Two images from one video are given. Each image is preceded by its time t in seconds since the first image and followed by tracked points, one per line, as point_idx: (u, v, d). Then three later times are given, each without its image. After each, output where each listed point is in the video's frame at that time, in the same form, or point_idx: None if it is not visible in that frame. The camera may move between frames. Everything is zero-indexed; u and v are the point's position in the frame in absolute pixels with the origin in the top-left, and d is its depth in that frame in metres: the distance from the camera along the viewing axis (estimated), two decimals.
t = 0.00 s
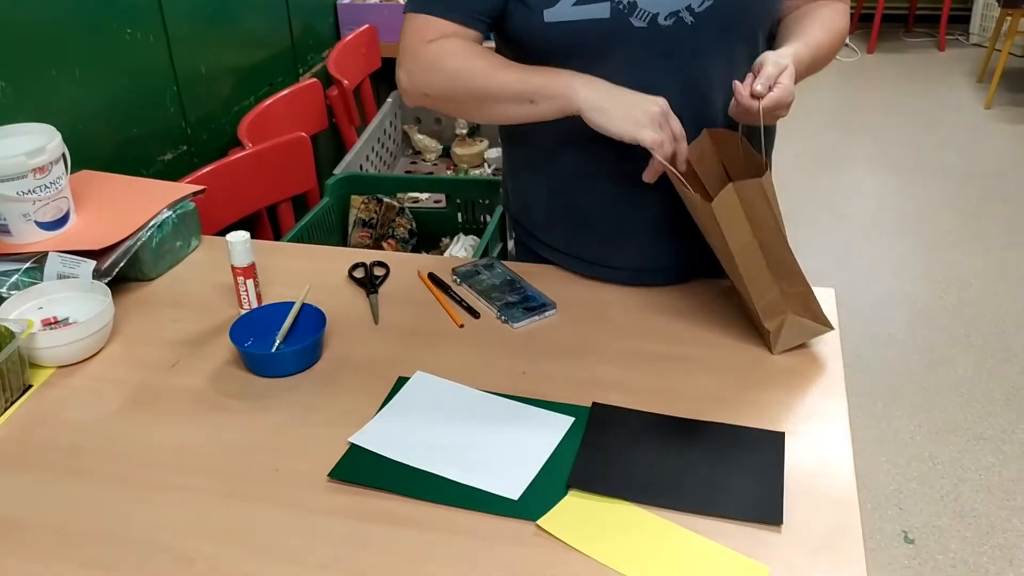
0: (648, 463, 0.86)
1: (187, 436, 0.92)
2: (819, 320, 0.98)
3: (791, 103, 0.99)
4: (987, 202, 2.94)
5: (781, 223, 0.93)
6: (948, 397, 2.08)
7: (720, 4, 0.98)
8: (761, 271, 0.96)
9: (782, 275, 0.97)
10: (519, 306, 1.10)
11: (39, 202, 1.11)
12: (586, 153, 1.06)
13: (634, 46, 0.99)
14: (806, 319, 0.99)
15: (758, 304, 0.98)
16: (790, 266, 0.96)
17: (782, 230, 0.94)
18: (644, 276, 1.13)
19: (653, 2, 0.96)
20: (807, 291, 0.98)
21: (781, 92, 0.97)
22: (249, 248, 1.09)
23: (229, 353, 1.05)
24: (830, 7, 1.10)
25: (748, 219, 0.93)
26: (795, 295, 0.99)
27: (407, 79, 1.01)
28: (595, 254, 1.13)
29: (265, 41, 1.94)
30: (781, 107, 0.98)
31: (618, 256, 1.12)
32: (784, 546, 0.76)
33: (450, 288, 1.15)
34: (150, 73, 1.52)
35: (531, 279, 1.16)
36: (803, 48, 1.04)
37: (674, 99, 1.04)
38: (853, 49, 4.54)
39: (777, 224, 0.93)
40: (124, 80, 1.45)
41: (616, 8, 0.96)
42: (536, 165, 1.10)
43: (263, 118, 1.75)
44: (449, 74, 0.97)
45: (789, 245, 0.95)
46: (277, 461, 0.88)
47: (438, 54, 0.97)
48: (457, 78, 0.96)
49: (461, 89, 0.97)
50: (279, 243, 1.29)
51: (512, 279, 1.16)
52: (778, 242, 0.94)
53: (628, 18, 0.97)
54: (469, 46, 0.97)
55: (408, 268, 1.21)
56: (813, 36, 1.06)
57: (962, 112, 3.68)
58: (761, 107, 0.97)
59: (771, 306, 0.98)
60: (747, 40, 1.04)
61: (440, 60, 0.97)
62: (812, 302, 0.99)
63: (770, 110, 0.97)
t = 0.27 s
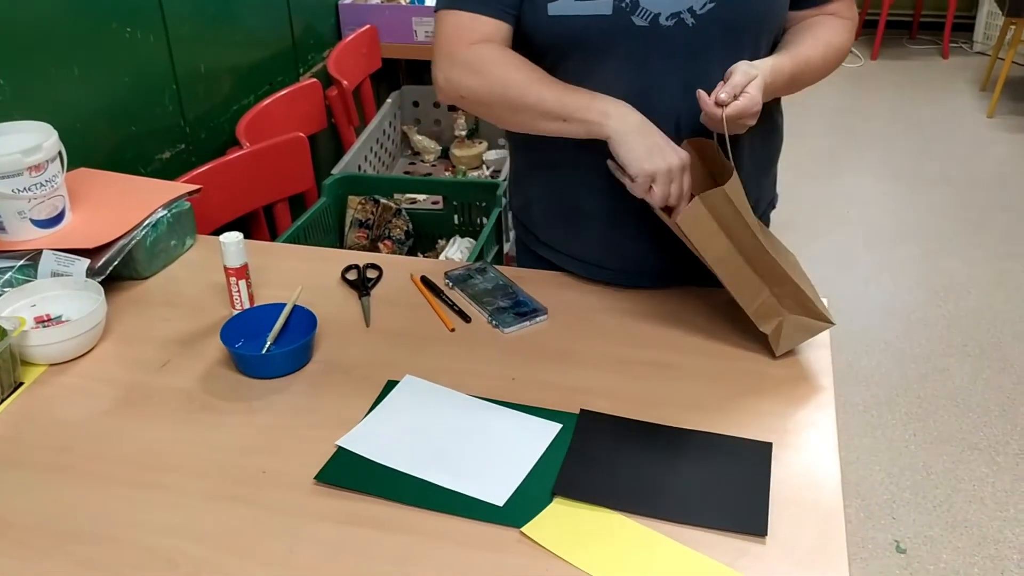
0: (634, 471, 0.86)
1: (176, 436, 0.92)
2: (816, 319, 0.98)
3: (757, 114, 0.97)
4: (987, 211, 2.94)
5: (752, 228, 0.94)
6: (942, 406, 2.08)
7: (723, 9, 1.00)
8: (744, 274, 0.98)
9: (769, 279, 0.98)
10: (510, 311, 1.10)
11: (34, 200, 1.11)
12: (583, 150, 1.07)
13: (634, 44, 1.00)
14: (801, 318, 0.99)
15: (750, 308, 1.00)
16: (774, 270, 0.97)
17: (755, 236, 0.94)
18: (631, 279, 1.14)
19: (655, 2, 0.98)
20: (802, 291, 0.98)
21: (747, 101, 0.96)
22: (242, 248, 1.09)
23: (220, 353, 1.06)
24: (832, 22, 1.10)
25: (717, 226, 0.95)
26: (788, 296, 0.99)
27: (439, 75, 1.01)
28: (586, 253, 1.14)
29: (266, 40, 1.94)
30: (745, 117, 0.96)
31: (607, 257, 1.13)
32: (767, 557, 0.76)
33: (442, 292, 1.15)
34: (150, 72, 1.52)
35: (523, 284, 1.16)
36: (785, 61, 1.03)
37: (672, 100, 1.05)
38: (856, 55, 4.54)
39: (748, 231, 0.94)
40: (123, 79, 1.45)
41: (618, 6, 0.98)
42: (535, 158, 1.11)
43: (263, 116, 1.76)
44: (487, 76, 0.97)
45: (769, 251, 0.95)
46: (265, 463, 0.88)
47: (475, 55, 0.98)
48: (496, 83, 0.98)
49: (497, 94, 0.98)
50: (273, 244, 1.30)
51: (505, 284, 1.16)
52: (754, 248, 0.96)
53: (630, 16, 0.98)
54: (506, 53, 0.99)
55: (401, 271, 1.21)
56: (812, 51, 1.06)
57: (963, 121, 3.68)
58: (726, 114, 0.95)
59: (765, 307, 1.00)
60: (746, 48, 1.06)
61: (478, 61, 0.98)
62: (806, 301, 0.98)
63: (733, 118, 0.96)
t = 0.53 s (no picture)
0: (631, 474, 0.85)
1: (172, 430, 0.92)
2: (759, 331, 0.99)
3: (754, 107, 0.96)
4: (995, 218, 2.92)
5: (714, 224, 0.93)
6: (947, 414, 2.06)
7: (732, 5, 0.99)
8: (696, 271, 0.98)
9: (720, 282, 0.98)
10: (510, 310, 1.09)
11: (35, 191, 1.11)
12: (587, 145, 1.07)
13: (642, 37, 1.00)
14: (743, 327, 1.00)
15: (695, 306, 0.99)
16: (728, 274, 0.97)
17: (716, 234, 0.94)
18: (627, 277, 1.15)
19: None
20: (751, 300, 0.98)
21: (747, 93, 0.94)
22: (242, 243, 1.09)
23: (218, 348, 1.05)
24: (841, 27, 1.09)
25: (680, 216, 0.94)
26: (734, 302, 0.99)
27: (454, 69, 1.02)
28: (585, 249, 1.14)
29: (272, 35, 1.94)
30: (743, 109, 0.95)
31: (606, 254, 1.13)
32: (763, 562, 0.76)
33: (442, 290, 1.15)
34: (155, 67, 1.52)
35: (524, 284, 1.16)
36: (788, 61, 1.01)
37: (677, 96, 1.05)
38: (867, 59, 4.52)
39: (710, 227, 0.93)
40: (128, 72, 1.45)
41: None
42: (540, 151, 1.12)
43: (267, 112, 1.75)
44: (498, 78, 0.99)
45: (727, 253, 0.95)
46: (260, 459, 0.88)
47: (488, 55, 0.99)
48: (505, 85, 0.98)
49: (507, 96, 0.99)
50: (274, 239, 1.29)
51: (505, 283, 1.15)
52: (712, 246, 0.95)
53: (638, 9, 0.97)
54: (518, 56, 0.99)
55: (402, 269, 1.21)
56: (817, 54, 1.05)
57: (973, 126, 3.66)
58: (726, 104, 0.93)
59: (712, 309, 1.00)
60: (754, 47, 1.05)
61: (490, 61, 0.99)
62: (752, 310, 0.99)
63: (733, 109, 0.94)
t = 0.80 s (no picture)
0: (636, 480, 0.84)
1: (173, 429, 0.91)
2: (733, 339, 0.97)
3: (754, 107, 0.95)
4: (1008, 223, 2.89)
5: (694, 219, 0.93)
6: (957, 421, 2.04)
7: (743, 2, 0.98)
8: (674, 269, 0.97)
9: (697, 284, 0.97)
10: (516, 312, 1.08)
11: (40, 186, 1.11)
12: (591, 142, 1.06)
13: (649, 32, 0.99)
14: (717, 333, 0.98)
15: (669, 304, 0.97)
16: (706, 275, 0.95)
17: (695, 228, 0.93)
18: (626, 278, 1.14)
19: None
20: (727, 306, 0.96)
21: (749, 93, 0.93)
22: (246, 241, 1.08)
23: (221, 347, 1.04)
24: (852, 31, 1.07)
25: (660, 208, 0.94)
26: (710, 306, 0.98)
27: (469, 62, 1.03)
28: (588, 249, 1.13)
29: (281, 33, 1.93)
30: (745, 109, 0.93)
31: (605, 252, 1.12)
32: (770, 572, 0.74)
33: (448, 291, 1.13)
34: (162, 64, 1.51)
35: (531, 286, 1.14)
36: (792, 62, 0.99)
37: (683, 94, 1.04)
38: (880, 62, 4.48)
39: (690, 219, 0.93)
40: (135, 68, 1.44)
41: None
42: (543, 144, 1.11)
43: (274, 110, 1.74)
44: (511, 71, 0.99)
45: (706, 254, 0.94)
46: (261, 459, 0.87)
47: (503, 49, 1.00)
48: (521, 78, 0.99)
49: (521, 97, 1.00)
50: (280, 238, 1.28)
51: (512, 284, 1.14)
52: (691, 243, 0.95)
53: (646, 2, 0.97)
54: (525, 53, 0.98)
55: (407, 268, 1.19)
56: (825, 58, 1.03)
57: (987, 130, 3.62)
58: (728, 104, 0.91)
59: (688, 311, 0.98)
60: (764, 46, 1.03)
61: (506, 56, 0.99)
62: (727, 317, 0.97)
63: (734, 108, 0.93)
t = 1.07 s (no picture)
0: (644, 485, 0.82)
1: (176, 431, 0.90)
2: (727, 335, 0.96)
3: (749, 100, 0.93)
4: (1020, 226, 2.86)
5: (685, 217, 0.90)
6: (969, 425, 2.02)
7: None
8: (666, 266, 0.94)
9: (687, 281, 0.94)
10: (523, 314, 1.07)
11: (45, 186, 1.10)
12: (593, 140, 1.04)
13: (657, 28, 0.98)
14: (710, 329, 0.96)
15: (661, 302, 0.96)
16: (700, 274, 0.93)
17: (686, 228, 0.90)
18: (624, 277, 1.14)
19: None
20: (721, 303, 0.94)
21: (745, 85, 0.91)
22: (252, 242, 1.07)
23: (226, 348, 1.04)
24: (857, 31, 1.06)
25: (651, 204, 0.91)
26: (703, 303, 0.96)
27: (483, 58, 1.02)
28: (588, 248, 1.12)
29: (289, 33, 1.93)
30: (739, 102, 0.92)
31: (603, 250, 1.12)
32: None
33: (454, 292, 1.12)
34: (169, 63, 1.51)
35: (537, 288, 1.13)
36: (791, 58, 0.98)
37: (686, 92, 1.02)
38: (891, 63, 4.46)
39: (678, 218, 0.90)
40: (143, 67, 1.44)
41: None
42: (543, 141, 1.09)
43: (281, 109, 1.73)
44: (521, 69, 0.98)
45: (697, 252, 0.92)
46: (265, 462, 0.86)
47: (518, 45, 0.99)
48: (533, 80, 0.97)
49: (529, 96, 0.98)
50: (285, 238, 1.28)
51: (519, 286, 1.13)
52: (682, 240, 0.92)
53: None
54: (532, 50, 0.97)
55: (414, 270, 1.18)
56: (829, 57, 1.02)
57: (999, 132, 3.59)
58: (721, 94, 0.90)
59: (682, 308, 0.96)
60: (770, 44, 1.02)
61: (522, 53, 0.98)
62: (720, 314, 0.95)
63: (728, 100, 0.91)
